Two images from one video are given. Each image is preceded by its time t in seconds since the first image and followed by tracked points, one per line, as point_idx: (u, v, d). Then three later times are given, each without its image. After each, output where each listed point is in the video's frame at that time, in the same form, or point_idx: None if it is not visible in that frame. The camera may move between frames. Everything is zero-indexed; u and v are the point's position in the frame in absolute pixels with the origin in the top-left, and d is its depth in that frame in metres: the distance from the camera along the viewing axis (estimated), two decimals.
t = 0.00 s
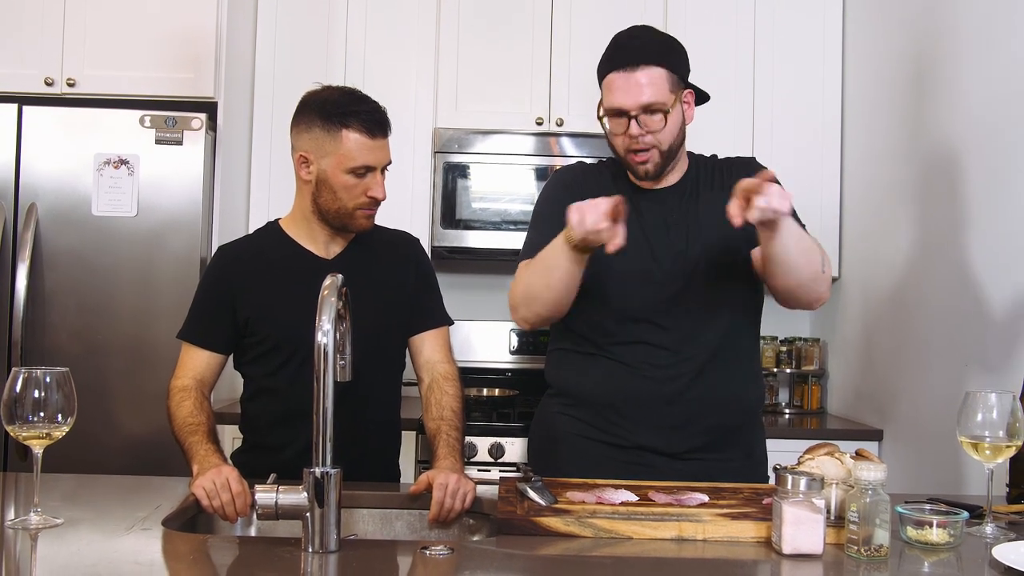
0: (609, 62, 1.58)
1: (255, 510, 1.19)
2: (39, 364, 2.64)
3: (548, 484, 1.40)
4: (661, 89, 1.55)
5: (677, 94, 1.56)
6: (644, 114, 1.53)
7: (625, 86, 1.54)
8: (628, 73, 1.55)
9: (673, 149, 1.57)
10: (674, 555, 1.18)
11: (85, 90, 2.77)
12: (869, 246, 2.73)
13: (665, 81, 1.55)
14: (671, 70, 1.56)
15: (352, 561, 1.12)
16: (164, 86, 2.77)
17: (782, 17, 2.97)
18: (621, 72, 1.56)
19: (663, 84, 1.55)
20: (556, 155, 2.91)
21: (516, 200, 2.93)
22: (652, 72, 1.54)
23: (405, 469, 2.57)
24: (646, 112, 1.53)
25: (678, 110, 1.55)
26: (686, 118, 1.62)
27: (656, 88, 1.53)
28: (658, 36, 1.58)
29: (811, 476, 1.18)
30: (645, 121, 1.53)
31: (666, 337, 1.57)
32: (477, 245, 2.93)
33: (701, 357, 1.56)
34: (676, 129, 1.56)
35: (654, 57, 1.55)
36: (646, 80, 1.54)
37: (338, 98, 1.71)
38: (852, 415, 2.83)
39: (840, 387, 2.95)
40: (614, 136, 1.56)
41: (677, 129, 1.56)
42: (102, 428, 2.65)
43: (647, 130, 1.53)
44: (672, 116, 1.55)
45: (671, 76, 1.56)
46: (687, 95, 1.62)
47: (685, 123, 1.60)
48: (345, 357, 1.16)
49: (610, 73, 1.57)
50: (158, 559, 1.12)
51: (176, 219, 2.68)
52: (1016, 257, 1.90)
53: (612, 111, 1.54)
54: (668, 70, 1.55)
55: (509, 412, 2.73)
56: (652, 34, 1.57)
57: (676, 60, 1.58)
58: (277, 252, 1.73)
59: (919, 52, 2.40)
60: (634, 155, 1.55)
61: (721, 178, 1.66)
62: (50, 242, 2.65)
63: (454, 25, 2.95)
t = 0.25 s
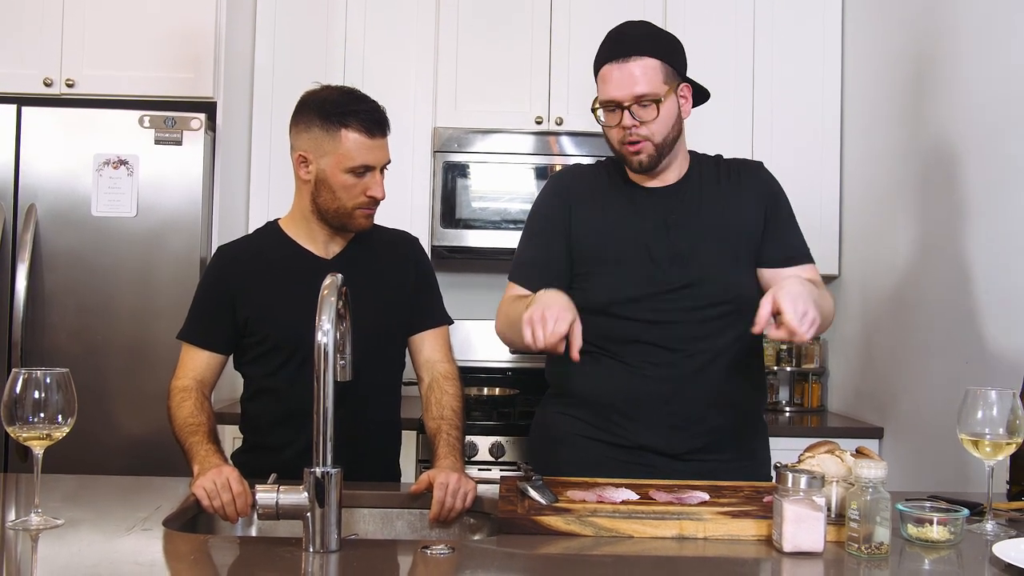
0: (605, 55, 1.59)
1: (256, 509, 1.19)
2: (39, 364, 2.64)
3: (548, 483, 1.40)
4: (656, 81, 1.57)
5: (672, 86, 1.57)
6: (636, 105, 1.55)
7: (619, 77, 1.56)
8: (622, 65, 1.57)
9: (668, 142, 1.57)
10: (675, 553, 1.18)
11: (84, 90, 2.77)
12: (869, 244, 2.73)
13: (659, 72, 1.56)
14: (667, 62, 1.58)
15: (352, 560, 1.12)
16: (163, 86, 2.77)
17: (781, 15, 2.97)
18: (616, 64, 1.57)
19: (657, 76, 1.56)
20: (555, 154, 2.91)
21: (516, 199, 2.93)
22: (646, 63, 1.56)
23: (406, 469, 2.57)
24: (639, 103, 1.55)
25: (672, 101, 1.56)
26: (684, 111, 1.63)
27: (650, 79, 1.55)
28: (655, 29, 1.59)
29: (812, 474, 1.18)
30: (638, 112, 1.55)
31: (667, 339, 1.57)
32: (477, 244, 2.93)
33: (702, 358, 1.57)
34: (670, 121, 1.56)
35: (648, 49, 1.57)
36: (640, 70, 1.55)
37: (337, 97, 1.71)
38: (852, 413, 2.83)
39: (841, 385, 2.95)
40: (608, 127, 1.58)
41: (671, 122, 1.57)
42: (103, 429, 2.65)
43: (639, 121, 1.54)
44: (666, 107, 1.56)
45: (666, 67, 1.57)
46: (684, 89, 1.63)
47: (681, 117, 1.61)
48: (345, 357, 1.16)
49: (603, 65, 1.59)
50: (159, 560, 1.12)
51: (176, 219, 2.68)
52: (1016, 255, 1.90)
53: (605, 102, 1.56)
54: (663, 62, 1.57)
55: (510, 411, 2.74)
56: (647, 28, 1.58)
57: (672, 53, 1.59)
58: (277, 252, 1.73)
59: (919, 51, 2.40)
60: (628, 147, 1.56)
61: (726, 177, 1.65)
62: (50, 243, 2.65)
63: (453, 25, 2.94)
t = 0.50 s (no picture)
0: (609, 68, 1.52)
1: (256, 510, 1.18)
2: (38, 365, 2.63)
3: (549, 483, 1.40)
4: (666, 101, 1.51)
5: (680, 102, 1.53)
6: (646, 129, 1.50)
7: (627, 100, 1.50)
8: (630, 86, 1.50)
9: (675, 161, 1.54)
10: (676, 553, 1.18)
11: (83, 91, 2.76)
12: (869, 243, 2.73)
13: (669, 93, 1.50)
14: (674, 78, 1.52)
15: (353, 561, 1.12)
16: (162, 87, 2.76)
17: (780, 12, 2.97)
18: (623, 87, 1.51)
19: (667, 97, 1.50)
20: (555, 152, 2.91)
21: (515, 197, 2.93)
22: (655, 84, 1.50)
23: (406, 468, 2.57)
24: (650, 129, 1.50)
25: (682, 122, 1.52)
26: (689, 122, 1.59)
27: (660, 103, 1.49)
28: (658, 41, 1.52)
29: (813, 472, 1.17)
30: (648, 137, 1.50)
31: (660, 350, 1.57)
32: (477, 243, 2.92)
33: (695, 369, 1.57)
34: (679, 141, 1.53)
35: (656, 66, 1.50)
36: (649, 93, 1.49)
37: (336, 97, 1.71)
38: (852, 410, 2.84)
39: (841, 383, 2.95)
40: (615, 148, 1.53)
41: (679, 142, 1.53)
42: (102, 429, 2.65)
43: (650, 146, 1.50)
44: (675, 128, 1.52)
45: (673, 85, 1.51)
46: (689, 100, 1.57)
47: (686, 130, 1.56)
48: (345, 357, 1.16)
49: (611, 83, 1.51)
50: (160, 560, 1.12)
51: (175, 219, 2.68)
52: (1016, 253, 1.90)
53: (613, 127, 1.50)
54: (672, 81, 1.51)
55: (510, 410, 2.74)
56: (651, 41, 1.51)
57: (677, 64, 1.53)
58: (276, 252, 1.72)
59: (918, 48, 2.40)
60: (637, 170, 1.53)
61: (730, 186, 1.61)
62: (48, 243, 2.65)
63: (452, 24, 2.94)
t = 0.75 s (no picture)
0: (592, 95, 1.44)
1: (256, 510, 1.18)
2: (38, 366, 2.63)
3: (549, 482, 1.40)
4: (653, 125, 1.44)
5: (667, 124, 1.46)
6: (634, 157, 1.44)
7: (614, 129, 1.43)
8: (616, 114, 1.42)
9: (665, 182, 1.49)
10: (676, 552, 1.18)
11: (82, 91, 2.76)
12: (869, 242, 2.72)
13: (656, 117, 1.43)
14: (661, 98, 1.44)
15: (353, 561, 1.12)
16: (161, 87, 2.76)
17: (779, 11, 2.97)
18: (607, 113, 1.43)
19: (655, 122, 1.43)
20: (554, 152, 2.91)
21: (514, 197, 2.93)
22: (642, 110, 1.42)
23: (406, 468, 2.57)
24: (637, 156, 1.43)
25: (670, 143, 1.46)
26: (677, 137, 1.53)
27: (647, 129, 1.42)
28: (640, 60, 1.44)
29: (813, 471, 1.17)
30: (637, 164, 1.44)
31: (645, 367, 1.57)
32: (477, 243, 2.92)
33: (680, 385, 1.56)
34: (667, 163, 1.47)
35: (642, 90, 1.42)
36: (636, 121, 1.42)
37: (336, 97, 1.71)
38: (851, 408, 2.85)
39: (841, 381, 2.95)
40: (604, 174, 1.47)
41: (668, 163, 1.48)
42: (102, 430, 2.65)
43: (641, 173, 1.45)
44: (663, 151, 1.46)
45: (660, 106, 1.44)
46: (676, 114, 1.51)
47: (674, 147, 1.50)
48: (345, 357, 1.16)
49: (596, 112, 1.44)
50: (160, 561, 1.12)
51: (174, 219, 2.68)
52: (1016, 251, 1.90)
53: (601, 155, 1.44)
54: (658, 104, 1.43)
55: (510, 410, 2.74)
56: (635, 63, 1.43)
57: (663, 81, 1.46)
58: (276, 252, 1.72)
59: (917, 47, 2.40)
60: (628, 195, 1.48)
61: (721, 199, 1.56)
62: (48, 244, 2.65)
63: (451, 23, 2.94)
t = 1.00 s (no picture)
0: (564, 100, 1.42)
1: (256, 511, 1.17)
2: (38, 368, 2.63)
3: (550, 483, 1.39)
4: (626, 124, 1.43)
5: (641, 122, 1.45)
6: (610, 157, 1.42)
7: (588, 132, 1.41)
8: (589, 116, 1.41)
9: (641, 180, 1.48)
10: (677, 552, 1.17)
11: (81, 92, 2.76)
12: (869, 242, 2.72)
13: (629, 116, 1.42)
14: (633, 97, 1.43)
15: (353, 562, 1.12)
16: (161, 88, 2.76)
17: (779, 10, 2.96)
18: (579, 115, 1.41)
19: (628, 121, 1.42)
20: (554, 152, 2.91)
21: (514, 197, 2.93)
22: (615, 110, 1.41)
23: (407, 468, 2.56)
24: (613, 156, 1.42)
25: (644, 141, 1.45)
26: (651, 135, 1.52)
27: (621, 129, 1.41)
28: (610, 60, 1.43)
29: (814, 472, 1.16)
30: (613, 165, 1.43)
31: (623, 369, 1.57)
32: (477, 243, 2.92)
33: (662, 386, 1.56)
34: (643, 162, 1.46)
35: (615, 91, 1.41)
36: (610, 122, 1.41)
37: (335, 98, 1.70)
38: (852, 408, 2.85)
39: (841, 381, 2.95)
40: (580, 177, 1.46)
41: (643, 161, 1.47)
42: (102, 431, 2.65)
43: (617, 173, 1.44)
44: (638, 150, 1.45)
45: (633, 105, 1.43)
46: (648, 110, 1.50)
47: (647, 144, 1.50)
48: (345, 357, 1.15)
49: (569, 116, 1.42)
50: (161, 562, 1.12)
51: (174, 220, 2.68)
52: (1016, 250, 1.90)
53: (576, 159, 1.43)
54: (631, 102, 1.42)
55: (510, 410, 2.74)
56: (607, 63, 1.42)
57: (634, 79, 1.45)
58: (275, 253, 1.72)
59: (916, 46, 2.40)
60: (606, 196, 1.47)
61: (700, 197, 1.56)
62: (47, 245, 2.65)
63: (451, 23, 2.94)
